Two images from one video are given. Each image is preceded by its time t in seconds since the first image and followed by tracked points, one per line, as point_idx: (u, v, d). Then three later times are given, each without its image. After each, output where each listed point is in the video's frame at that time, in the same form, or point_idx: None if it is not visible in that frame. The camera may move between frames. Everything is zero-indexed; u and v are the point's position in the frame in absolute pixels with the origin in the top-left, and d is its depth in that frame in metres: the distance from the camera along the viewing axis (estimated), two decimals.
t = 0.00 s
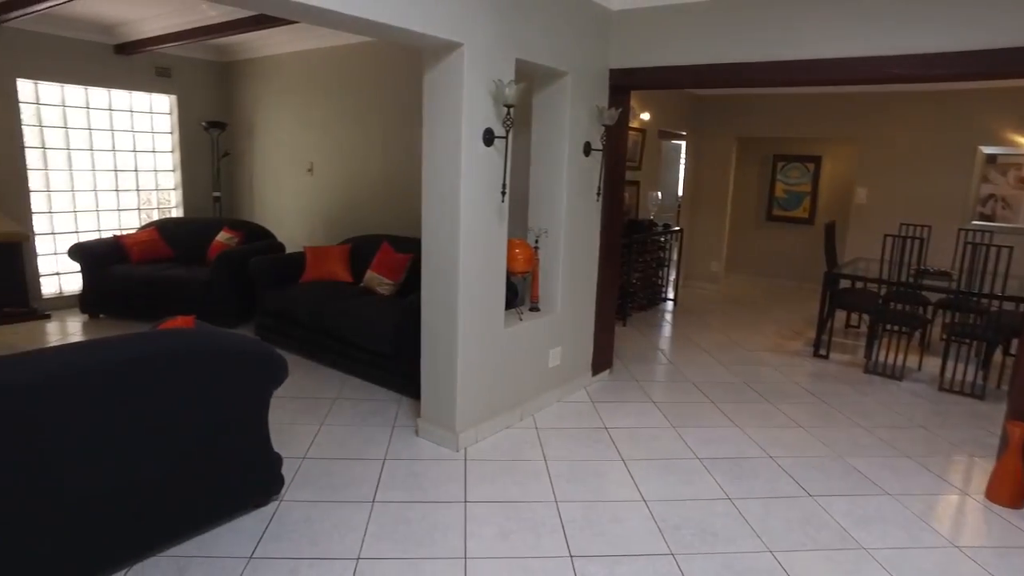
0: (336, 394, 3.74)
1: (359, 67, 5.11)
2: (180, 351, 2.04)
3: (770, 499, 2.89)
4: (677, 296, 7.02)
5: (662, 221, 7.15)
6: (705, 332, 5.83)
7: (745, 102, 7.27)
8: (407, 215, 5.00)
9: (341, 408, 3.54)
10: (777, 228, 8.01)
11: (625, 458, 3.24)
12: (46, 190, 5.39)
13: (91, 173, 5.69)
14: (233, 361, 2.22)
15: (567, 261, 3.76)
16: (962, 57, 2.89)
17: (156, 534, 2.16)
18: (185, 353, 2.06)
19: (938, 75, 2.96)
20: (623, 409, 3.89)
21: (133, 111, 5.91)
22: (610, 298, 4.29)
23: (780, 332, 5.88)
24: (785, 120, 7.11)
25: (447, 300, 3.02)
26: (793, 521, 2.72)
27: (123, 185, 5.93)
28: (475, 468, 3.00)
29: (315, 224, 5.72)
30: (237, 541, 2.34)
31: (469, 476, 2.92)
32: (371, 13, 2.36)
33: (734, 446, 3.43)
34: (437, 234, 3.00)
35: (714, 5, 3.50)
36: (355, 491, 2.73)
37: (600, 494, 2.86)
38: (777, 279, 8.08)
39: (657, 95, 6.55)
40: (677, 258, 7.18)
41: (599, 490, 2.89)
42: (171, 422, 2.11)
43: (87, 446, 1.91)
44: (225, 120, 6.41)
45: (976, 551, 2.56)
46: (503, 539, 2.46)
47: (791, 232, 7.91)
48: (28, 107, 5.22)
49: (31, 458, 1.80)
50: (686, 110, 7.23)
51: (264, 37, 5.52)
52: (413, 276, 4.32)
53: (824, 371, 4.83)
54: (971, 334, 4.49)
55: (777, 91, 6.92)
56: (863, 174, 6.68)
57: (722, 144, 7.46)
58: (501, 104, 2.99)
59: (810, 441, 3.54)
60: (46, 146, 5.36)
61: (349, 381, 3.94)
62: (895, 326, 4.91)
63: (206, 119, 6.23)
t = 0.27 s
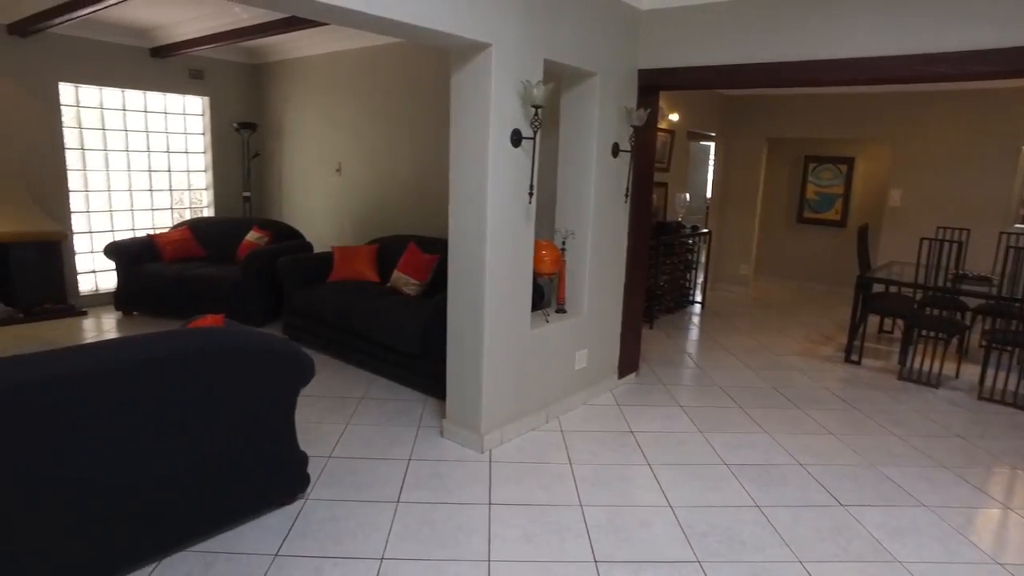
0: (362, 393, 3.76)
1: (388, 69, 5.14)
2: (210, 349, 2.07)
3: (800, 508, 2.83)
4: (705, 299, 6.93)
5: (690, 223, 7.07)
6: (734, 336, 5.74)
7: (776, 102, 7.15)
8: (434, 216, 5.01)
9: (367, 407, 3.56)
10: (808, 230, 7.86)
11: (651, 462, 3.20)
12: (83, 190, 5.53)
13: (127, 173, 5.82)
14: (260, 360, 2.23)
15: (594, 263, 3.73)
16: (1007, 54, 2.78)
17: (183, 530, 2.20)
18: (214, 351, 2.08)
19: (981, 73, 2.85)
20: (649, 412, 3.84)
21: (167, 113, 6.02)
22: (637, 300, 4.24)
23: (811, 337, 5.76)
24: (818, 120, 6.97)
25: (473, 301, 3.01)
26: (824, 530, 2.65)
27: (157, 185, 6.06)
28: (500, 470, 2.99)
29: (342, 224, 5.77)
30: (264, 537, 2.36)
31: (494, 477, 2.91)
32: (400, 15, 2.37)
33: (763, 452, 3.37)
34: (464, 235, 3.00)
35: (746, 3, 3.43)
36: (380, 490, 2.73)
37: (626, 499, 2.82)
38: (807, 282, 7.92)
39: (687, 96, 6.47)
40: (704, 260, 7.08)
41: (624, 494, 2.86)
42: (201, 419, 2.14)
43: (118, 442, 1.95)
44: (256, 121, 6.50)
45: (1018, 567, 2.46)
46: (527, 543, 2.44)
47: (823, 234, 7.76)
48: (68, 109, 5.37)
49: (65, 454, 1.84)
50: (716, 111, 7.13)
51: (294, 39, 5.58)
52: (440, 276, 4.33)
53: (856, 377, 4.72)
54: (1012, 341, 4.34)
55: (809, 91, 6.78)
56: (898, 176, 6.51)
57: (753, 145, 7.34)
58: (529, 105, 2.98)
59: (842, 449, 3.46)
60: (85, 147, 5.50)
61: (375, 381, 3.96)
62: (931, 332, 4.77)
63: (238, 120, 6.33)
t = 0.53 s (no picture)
0: (388, 394, 3.77)
1: (415, 70, 5.16)
2: (238, 348, 2.08)
3: (831, 518, 2.75)
4: (733, 303, 6.83)
5: (718, 225, 6.96)
6: (762, 340, 5.63)
7: (809, 103, 7.01)
8: (460, 217, 5.02)
9: (392, 408, 3.57)
10: (840, 233, 7.69)
11: (678, 468, 3.14)
12: (119, 190, 5.66)
13: (161, 174, 5.94)
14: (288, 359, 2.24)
15: (622, 265, 3.69)
16: None
17: (211, 526, 2.22)
18: (242, 350, 2.10)
19: None
20: (676, 417, 3.79)
21: (199, 114, 6.13)
22: (664, 303, 4.19)
23: (842, 342, 5.63)
24: (851, 121, 6.82)
25: (499, 303, 3.00)
26: (856, 542, 2.58)
27: (190, 185, 6.16)
28: (524, 473, 2.96)
29: (369, 224, 5.81)
30: (289, 536, 2.37)
31: (518, 480, 2.89)
32: (429, 16, 2.37)
33: (793, 460, 3.29)
34: (491, 237, 2.98)
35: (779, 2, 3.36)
36: (404, 491, 2.73)
37: (652, 504, 2.78)
38: (839, 286, 7.75)
39: (716, 96, 6.39)
40: (733, 263, 6.98)
41: (650, 500, 2.82)
42: (229, 418, 2.16)
43: (149, 440, 1.97)
44: (286, 123, 6.59)
45: None
46: (551, 547, 2.42)
47: (855, 237, 7.58)
48: (106, 112, 5.52)
49: (98, 450, 1.87)
50: (746, 112, 7.02)
51: (323, 41, 5.64)
52: (466, 277, 4.32)
53: (890, 384, 4.59)
54: None
55: (843, 91, 6.64)
56: (932, 178, 6.28)
57: (784, 146, 7.21)
58: (557, 106, 2.95)
59: (876, 458, 3.36)
60: (121, 149, 5.64)
61: (400, 381, 3.97)
62: (969, 338, 4.62)
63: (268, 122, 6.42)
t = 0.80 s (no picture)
0: (410, 394, 3.77)
1: (440, 71, 5.16)
2: (261, 347, 2.09)
3: (860, 527, 2.68)
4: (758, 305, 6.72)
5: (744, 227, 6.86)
6: (788, 344, 5.54)
7: (838, 102, 6.88)
8: (483, 217, 5.01)
9: (414, 408, 3.57)
10: (869, 235, 7.53)
11: (701, 473, 3.09)
12: (148, 190, 5.76)
13: (188, 174, 6.03)
14: (308, 359, 2.24)
15: (646, 267, 3.65)
16: None
17: (231, 524, 2.23)
18: (263, 350, 2.10)
19: None
20: (699, 421, 3.73)
21: (226, 115, 6.21)
22: (688, 306, 4.13)
23: (871, 347, 5.50)
24: (881, 121, 6.68)
25: (521, 304, 2.98)
26: (886, 553, 2.50)
27: (216, 185, 6.24)
28: (545, 476, 2.94)
29: (392, 224, 5.83)
30: (309, 536, 2.37)
31: (539, 483, 2.87)
32: (454, 16, 2.36)
33: (820, 467, 3.22)
34: (514, 238, 2.96)
35: None
36: (425, 493, 2.72)
37: (675, 510, 2.73)
38: (868, 289, 7.59)
39: (743, 96, 6.30)
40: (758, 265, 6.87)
41: (674, 506, 2.77)
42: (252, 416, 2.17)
43: (170, 438, 1.98)
44: (311, 124, 6.64)
45: None
46: (572, 552, 2.39)
47: (885, 240, 7.42)
48: (136, 113, 5.62)
49: (120, 448, 1.88)
50: (773, 112, 6.92)
51: (348, 42, 5.67)
52: (488, 278, 4.30)
53: (921, 391, 4.47)
54: None
55: (874, 90, 6.50)
56: (966, 179, 6.12)
57: (811, 147, 7.09)
58: (582, 106, 2.92)
59: (907, 467, 3.27)
60: (150, 149, 5.74)
61: (421, 382, 3.97)
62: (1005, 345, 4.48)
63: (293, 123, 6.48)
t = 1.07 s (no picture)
0: (428, 395, 3.76)
1: (460, 71, 5.16)
2: (277, 347, 2.09)
3: (886, 537, 2.61)
4: (780, 308, 6.63)
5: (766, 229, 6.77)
6: (811, 347, 5.44)
7: (863, 102, 6.75)
8: (502, 218, 4.99)
9: (431, 409, 3.56)
10: (894, 238, 7.38)
11: (722, 478, 3.04)
12: (171, 190, 5.84)
13: (210, 174, 6.10)
14: (325, 358, 2.24)
15: (667, 268, 3.60)
16: None
17: (250, 523, 2.23)
18: (279, 348, 2.10)
19: None
20: (720, 425, 3.67)
21: (248, 116, 6.27)
22: (709, 308, 4.07)
23: (896, 351, 5.39)
24: (908, 121, 6.54)
25: (540, 306, 2.95)
26: (913, 564, 2.44)
27: (238, 185, 6.30)
28: (563, 479, 2.91)
29: (412, 224, 5.85)
30: (326, 536, 2.37)
31: (557, 486, 2.84)
32: (474, 16, 2.34)
33: (843, 473, 3.15)
34: (533, 239, 2.94)
35: None
36: (442, 494, 2.71)
37: (694, 516, 2.69)
38: (893, 293, 7.44)
39: (766, 96, 6.21)
40: (781, 268, 6.78)
41: (693, 512, 2.72)
42: (269, 416, 2.17)
43: (189, 437, 1.99)
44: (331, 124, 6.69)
45: None
46: (589, 558, 2.36)
47: (911, 242, 7.27)
48: (160, 114, 5.70)
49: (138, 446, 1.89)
50: (796, 112, 6.81)
51: (368, 43, 5.69)
52: (507, 279, 4.28)
53: (949, 397, 4.36)
54: None
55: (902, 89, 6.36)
56: (997, 180, 5.96)
57: (835, 147, 6.97)
58: (602, 105, 2.89)
59: (934, 475, 3.18)
60: (173, 150, 5.81)
61: (439, 382, 3.96)
62: None
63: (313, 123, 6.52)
